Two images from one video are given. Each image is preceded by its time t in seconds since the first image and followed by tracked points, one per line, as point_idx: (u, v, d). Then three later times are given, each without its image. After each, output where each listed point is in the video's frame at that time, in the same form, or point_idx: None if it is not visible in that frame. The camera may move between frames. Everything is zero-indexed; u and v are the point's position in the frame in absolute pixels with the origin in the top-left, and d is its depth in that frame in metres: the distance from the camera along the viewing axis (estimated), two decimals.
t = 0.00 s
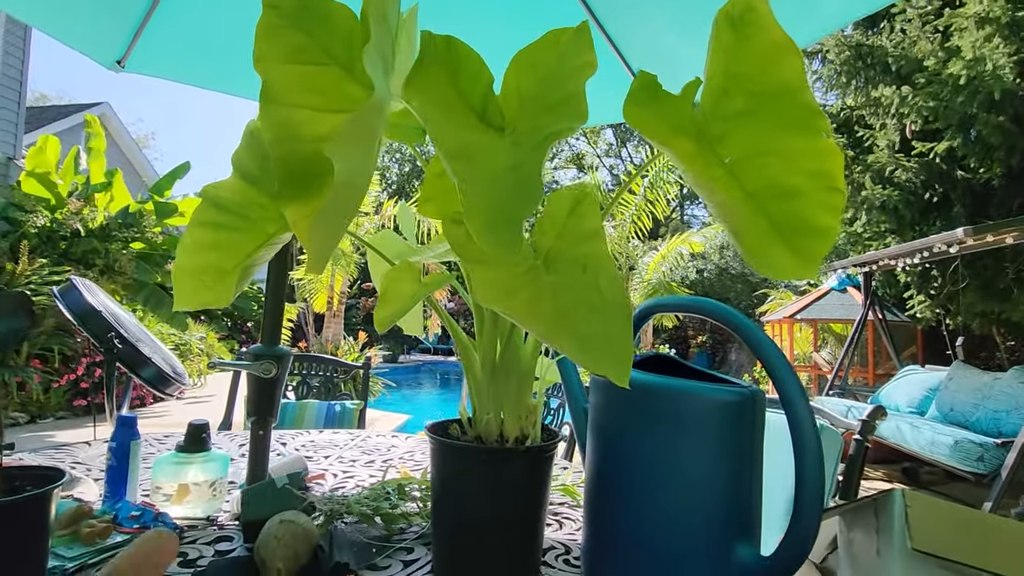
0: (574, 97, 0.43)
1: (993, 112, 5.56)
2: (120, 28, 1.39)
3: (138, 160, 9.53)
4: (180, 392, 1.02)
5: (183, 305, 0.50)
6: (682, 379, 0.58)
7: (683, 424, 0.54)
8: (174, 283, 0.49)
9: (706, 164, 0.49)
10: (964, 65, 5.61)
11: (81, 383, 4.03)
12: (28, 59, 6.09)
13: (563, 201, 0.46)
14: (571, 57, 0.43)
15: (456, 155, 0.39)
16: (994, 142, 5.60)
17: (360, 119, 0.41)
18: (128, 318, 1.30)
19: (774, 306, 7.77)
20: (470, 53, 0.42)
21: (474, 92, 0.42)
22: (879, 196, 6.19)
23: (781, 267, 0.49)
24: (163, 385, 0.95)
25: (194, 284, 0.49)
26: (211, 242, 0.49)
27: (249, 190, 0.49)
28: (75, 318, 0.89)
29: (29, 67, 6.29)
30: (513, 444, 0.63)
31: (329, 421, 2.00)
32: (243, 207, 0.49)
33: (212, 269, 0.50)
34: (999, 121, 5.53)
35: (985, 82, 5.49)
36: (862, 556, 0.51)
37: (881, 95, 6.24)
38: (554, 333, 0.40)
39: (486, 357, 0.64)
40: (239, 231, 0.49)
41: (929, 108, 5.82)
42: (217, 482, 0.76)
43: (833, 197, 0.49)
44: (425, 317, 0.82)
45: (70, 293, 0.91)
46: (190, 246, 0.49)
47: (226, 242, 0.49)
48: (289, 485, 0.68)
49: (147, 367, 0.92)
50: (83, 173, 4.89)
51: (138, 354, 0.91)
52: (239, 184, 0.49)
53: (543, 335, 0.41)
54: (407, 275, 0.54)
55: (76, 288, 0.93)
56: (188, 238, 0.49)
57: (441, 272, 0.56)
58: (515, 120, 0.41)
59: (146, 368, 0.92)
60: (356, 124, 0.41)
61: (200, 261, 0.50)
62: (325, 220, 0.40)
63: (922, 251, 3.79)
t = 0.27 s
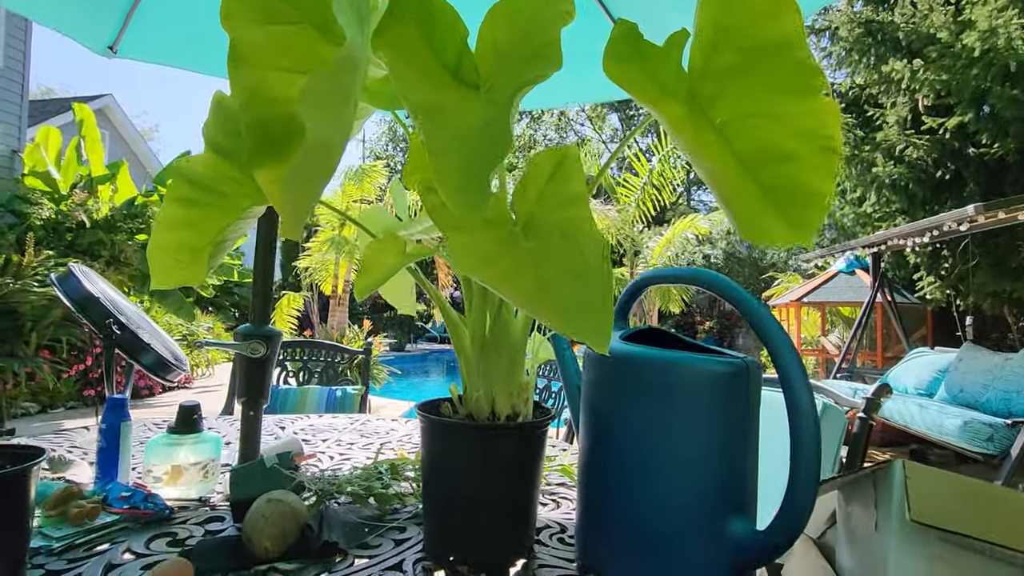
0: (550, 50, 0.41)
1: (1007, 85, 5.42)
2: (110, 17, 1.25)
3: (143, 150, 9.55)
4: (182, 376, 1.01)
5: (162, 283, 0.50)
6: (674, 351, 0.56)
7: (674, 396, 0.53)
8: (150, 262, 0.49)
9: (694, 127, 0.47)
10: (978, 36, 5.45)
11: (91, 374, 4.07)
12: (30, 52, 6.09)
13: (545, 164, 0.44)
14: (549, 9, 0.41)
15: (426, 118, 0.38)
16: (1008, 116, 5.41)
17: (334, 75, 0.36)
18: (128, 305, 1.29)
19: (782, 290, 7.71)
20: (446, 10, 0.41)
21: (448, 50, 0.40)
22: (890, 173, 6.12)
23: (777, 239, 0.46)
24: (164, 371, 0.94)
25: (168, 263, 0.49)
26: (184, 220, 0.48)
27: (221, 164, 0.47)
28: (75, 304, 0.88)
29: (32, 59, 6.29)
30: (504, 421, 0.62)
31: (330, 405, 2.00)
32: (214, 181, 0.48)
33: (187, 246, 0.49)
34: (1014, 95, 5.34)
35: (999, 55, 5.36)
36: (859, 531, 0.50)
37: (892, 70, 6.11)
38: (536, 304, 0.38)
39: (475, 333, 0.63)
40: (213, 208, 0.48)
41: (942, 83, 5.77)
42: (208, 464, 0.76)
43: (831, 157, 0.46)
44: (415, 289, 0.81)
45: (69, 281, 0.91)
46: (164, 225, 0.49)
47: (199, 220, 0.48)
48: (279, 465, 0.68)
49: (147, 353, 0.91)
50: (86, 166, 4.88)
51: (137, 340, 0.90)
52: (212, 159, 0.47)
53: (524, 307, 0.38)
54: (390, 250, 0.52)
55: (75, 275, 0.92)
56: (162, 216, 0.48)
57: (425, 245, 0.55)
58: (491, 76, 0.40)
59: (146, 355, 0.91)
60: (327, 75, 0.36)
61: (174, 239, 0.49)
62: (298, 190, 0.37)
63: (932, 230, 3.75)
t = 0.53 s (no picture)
0: (534, 8, 0.39)
1: None
2: (105, 4, 1.15)
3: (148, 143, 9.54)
4: (187, 365, 1.01)
5: (147, 260, 0.48)
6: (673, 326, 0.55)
7: (673, 371, 0.51)
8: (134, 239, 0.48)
9: (691, 90, 0.46)
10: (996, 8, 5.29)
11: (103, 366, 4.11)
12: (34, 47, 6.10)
13: (533, 131, 0.43)
14: None
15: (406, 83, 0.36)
16: None
17: (314, 40, 0.35)
18: (131, 295, 1.29)
19: (792, 274, 7.64)
20: None
21: (430, 11, 0.38)
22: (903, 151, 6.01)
23: (775, 200, 0.47)
24: (170, 360, 0.93)
25: (153, 240, 0.48)
26: (169, 194, 0.47)
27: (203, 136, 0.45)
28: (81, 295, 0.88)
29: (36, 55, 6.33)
30: (502, 400, 0.61)
31: (335, 392, 2.01)
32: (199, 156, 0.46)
33: (172, 222, 0.48)
34: None
35: (1016, 28, 5.22)
36: (865, 506, 0.49)
37: (904, 46, 5.98)
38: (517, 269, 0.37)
39: (472, 312, 0.61)
40: (197, 182, 0.47)
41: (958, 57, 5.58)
42: (208, 449, 0.75)
43: (834, 116, 0.45)
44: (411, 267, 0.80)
45: (71, 270, 0.91)
46: (149, 200, 0.47)
47: (185, 195, 0.47)
48: (276, 448, 0.67)
49: (152, 342, 0.91)
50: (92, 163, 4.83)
51: (142, 330, 0.90)
52: (194, 131, 0.45)
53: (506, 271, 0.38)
54: (381, 225, 0.51)
55: (77, 265, 0.91)
56: (147, 190, 0.47)
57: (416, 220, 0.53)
58: (474, 37, 0.38)
59: (151, 344, 0.91)
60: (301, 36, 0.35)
61: (160, 214, 0.48)
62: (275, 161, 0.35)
63: (946, 208, 3.70)
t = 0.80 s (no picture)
0: None
1: None
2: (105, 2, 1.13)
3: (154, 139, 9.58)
4: (193, 358, 1.02)
5: (135, 251, 0.49)
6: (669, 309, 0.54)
7: (668, 355, 0.50)
8: (122, 229, 0.48)
9: (683, 66, 0.45)
10: None
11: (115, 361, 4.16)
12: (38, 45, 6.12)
13: (521, 110, 0.42)
14: None
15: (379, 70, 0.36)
16: None
17: (289, 29, 0.35)
18: (137, 290, 1.30)
19: (800, 259, 7.58)
20: None
21: None
22: (914, 132, 5.92)
23: (771, 178, 0.47)
24: (175, 354, 0.94)
25: (143, 230, 0.48)
26: (156, 183, 0.47)
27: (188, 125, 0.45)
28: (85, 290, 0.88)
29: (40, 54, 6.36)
30: (500, 387, 0.60)
31: (341, 383, 2.02)
32: (186, 146, 0.46)
33: (161, 213, 0.48)
34: None
35: None
36: (865, 489, 0.48)
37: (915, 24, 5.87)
38: (504, 256, 0.38)
39: (467, 300, 0.61)
40: (183, 172, 0.47)
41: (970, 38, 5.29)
42: (209, 441, 0.76)
43: (830, 90, 0.44)
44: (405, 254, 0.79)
45: (76, 267, 0.91)
46: (137, 189, 0.47)
47: (171, 184, 0.47)
48: (276, 439, 0.67)
49: (158, 336, 0.92)
50: (98, 160, 4.84)
51: (146, 324, 0.90)
52: (179, 119, 0.45)
53: (492, 257, 0.39)
54: (372, 212, 0.51)
55: (82, 261, 0.92)
56: (134, 179, 0.47)
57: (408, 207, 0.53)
58: (453, 15, 0.37)
59: (157, 338, 0.91)
60: (267, 24, 0.35)
61: (150, 206, 0.48)
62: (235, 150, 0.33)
63: (957, 189, 3.65)
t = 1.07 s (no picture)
0: None
1: None
2: None
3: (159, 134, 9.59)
4: (200, 351, 1.02)
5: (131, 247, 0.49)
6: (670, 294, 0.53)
7: (669, 341, 0.50)
8: (118, 225, 0.48)
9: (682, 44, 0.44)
10: None
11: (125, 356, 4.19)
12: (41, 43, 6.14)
13: (513, 95, 0.42)
14: None
15: (363, 58, 0.35)
16: None
17: (267, 19, 0.34)
18: (142, 284, 1.31)
19: (808, 246, 7.52)
20: None
21: None
22: (923, 115, 5.84)
23: (770, 158, 0.46)
24: (182, 348, 0.94)
25: (137, 225, 0.48)
26: (150, 177, 0.47)
27: (179, 116, 0.45)
28: (90, 285, 0.88)
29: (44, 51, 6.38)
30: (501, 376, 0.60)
31: (347, 374, 2.03)
32: (178, 138, 0.46)
33: (155, 208, 0.48)
34: None
35: None
36: (870, 475, 0.47)
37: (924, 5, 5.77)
38: (497, 241, 0.37)
39: (466, 289, 0.61)
40: (173, 164, 0.46)
41: (980, 19, 5.21)
42: (214, 432, 0.76)
43: (831, 68, 0.43)
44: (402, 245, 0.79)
45: (82, 262, 0.91)
46: (130, 183, 0.47)
47: (164, 176, 0.47)
48: (278, 430, 0.68)
49: (164, 330, 0.92)
50: (104, 156, 4.86)
51: (151, 317, 0.90)
52: (172, 111, 0.45)
53: (485, 244, 0.38)
54: (366, 200, 0.50)
55: (86, 257, 0.92)
56: (127, 174, 0.47)
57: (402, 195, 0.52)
58: None
59: (162, 331, 0.91)
60: (239, 12, 0.34)
61: (143, 200, 0.48)
62: (222, 140, 0.34)
63: (968, 171, 3.60)
